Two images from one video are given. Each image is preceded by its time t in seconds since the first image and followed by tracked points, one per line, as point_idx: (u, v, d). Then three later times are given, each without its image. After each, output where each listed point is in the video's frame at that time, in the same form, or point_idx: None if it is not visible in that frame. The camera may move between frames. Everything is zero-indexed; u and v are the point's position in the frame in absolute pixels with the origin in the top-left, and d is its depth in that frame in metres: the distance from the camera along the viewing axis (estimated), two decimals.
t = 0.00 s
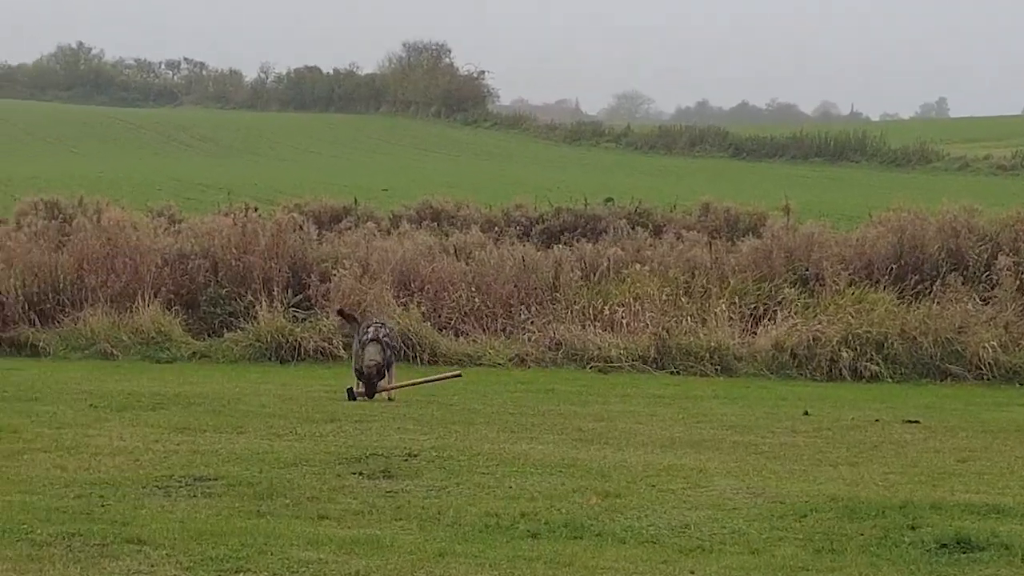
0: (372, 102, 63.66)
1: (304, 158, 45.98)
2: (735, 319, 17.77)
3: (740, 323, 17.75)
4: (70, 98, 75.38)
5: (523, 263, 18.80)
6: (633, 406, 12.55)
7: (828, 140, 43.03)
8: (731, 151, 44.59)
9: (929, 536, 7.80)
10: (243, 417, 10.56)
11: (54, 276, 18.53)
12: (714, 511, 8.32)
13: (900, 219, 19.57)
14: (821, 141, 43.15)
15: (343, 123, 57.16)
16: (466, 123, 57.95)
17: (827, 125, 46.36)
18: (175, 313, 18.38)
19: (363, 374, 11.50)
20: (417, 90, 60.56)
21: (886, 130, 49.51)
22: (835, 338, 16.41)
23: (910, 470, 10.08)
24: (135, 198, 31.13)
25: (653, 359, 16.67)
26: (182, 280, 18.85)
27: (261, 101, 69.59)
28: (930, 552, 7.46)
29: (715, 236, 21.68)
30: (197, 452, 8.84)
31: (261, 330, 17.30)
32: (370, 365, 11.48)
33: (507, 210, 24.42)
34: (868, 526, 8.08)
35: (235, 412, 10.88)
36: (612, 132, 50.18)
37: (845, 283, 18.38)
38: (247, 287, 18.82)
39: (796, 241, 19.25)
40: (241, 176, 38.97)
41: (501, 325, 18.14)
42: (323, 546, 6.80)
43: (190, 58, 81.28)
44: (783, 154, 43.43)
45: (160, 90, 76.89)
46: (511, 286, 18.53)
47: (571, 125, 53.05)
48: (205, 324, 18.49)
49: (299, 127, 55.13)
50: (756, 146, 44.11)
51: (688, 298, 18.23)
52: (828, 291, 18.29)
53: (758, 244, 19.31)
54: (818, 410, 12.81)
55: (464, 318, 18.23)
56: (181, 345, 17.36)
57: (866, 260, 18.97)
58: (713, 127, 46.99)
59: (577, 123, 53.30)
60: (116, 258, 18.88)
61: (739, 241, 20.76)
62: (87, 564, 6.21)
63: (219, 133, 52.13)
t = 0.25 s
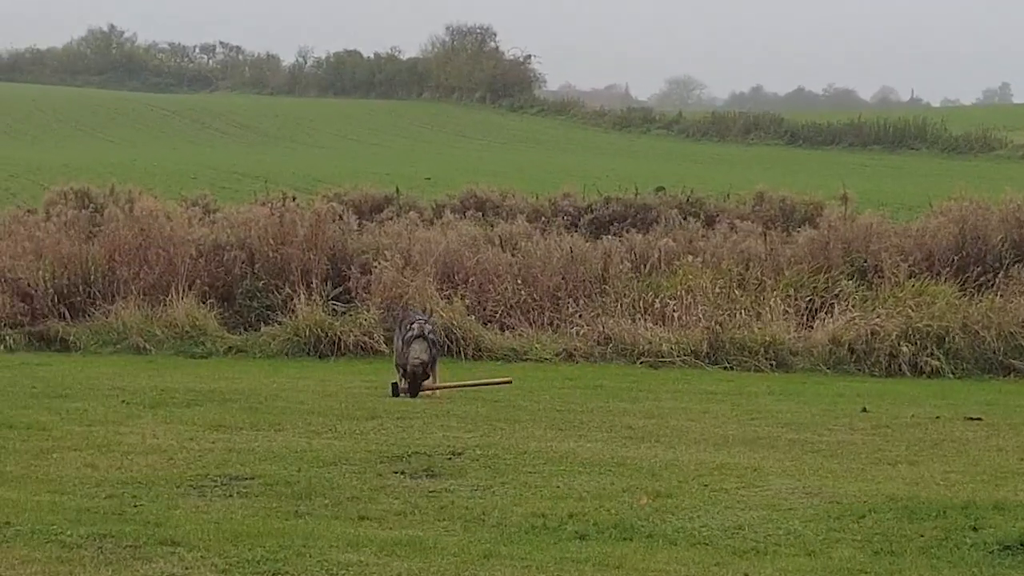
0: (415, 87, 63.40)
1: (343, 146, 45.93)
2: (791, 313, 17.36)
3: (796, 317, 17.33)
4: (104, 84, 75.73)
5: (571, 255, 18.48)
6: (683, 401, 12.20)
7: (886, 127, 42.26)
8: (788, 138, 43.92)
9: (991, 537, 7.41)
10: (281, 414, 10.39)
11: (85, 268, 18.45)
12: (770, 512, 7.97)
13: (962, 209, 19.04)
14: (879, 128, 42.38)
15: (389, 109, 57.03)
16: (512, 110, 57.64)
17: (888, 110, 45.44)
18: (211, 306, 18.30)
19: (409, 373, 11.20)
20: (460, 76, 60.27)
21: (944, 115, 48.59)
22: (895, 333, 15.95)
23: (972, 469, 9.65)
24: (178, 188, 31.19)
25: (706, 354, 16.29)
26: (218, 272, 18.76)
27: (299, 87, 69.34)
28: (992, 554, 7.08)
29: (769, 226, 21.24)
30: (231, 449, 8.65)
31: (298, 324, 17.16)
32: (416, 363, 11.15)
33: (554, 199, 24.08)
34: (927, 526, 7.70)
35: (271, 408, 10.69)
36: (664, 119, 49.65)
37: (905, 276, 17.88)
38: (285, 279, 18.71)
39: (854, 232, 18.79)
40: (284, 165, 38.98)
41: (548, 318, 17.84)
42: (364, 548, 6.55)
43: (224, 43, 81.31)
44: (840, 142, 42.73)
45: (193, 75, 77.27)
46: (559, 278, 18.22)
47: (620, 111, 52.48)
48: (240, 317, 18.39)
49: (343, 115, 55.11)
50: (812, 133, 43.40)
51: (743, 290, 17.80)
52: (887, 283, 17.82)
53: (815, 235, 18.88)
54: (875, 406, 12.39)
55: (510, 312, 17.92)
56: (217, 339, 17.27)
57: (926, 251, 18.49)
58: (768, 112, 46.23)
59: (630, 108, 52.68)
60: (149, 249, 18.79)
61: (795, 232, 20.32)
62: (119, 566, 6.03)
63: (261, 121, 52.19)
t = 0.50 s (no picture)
0: (413, 81, 63.47)
1: (341, 141, 45.82)
2: (794, 310, 17.25)
3: (799, 314, 17.22)
4: (100, 79, 75.65)
5: (571, 252, 18.39)
6: (685, 400, 12.09)
7: (890, 121, 42.13)
8: (790, 133, 43.86)
9: (997, 538, 7.32)
10: (277, 412, 10.30)
11: (78, 265, 18.38)
12: (772, 513, 7.88)
13: (967, 205, 18.93)
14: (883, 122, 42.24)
15: (388, 105, 56.98)
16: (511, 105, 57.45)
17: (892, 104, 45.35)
18: (205, 304, 18.23)
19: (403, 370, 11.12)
20: (459, 70, 60.19)
21: (948, 108, 48.42)
22: (898, 330, 15.84)
23: (977, 468, 9.54)
24: (177, 184, 31.12)
25: (707, 352, 16.19)
26: (213, 269, 18.70)
27: (296, 81, 69.36)
28: (999, 555, 7.00)
29: (772, 223, 21.14)
30: (225, 449, 8.56)
31: (294, 322, 17.08)
32: (410, 360, 11.06)
33: (554, 195, 23.99)
34: (932, 527, 7.60)
35: (266, 407, 10.60)
36: (666, 113, 49.56)
37: (909, 273, 17.78)
38: (281, 276, 18.66)
39: (857, 228, 18.67)
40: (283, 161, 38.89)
41: (548, 316, 17.74)
42: (361, 549, 6.46)
43: (221, 37, 81.26)
44: (845, 137, 42.60)
45: (188, 69, 77.26)
46: (559, 275, 18.12)
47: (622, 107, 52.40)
48: (236, 315, 18.32)
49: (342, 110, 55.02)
50: (816, 128, 43.27)
51: (745, 287, 17.71)
52: (891, 280, 17.71)
53: (818, 231, 18.76)
54: (880, 406, 12.30)
55: (509, 309, 17.87)
56: (211, 337, 17.20)
57: (931, 248, 18.37)
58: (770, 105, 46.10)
59: (630, 103, 52.58)
60: (143, 245, 18.73)
61: (797, 228, 20.21)
62: (113, 567, 5.95)
63: (261, 117, 52.10)
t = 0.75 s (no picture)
0: (375, 84, 63.91)
1: (307, 143, 45.74)
2: (754, 310, 17.43)
3: (759, 315, 17.40)
4: (63, 81, 75.00)
5: (532, 253, 18.55)
6: (646, 400, 12.22)
7: (848, 124, 42.48)
8: (749, 136, 44.17)
9: (955, 537, 7.47)
10: (240, 413, 10.33)
11: (43, 266, 18.32)
12: (732, 512, 7.99)
13: (926, 207, 19.23)
14: (841, 125, 42.59)
15: (350, 108, 56.91)
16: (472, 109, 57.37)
17: (850, 108, 45.78)
18: (169, 305, 18.18)
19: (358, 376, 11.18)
20: (421, 73, 60.23)
21: (906, 112, 49.00)
22: (857, 332, 16.05)
23: (935, 469, 9.71)
24: (141, 186, 30.99)
25: (668, 353, 16.31)
26: (176, 271, 18.66)
27: (259, 85, 68.97)
28: (957, 554, 7.14)
29: (732, 225, 21.34)
30: (187, 449, 8.58)
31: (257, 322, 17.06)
32: (363, 368, 11.08)
33: (514, 197, 24.11)
34: (891, 526, 7.74)
35: (229, 408, 10.62)
36: (626, 116, 49.82)
37: (868, 274, 18.01)
38: (245, 278, 18.64)
39: (816, 229, 18.90)
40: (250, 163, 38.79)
41: (510, 317, 17.79)
42: (323, 548, 6.51)
43: (185, 40, 80.95)
44: (804, 139, 42.92)
45: (151, 72, 76.84)
46: (520, 277, 18.22)
47: (583, 109, 52.55)
48: (199, 316, 18.26)
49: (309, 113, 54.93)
50: (775, 130, 43.61)
51: (705, 289, 17.89)
52: (849, 281, 17.93)
53: (777, 233, 18.97)
54: (839, 406, 12.48)
55: (470, 311, 17.90)
56: (174, 338, 17.15)
57: (889, 249, 18.61)
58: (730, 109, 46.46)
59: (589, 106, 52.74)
60: (107, 247, 18.68)
61: (757, 230, 20.42)
62: (78, 566, 5.98)
63: (226, 119, 51.89)
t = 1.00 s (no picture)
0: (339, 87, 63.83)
1: (273, 146, 45.61)
2: (714, 311, 17.64)
3: (719, 316, 17.61)
4: (26, 84, 74.37)
5: (493, 255, 18.64)
6: (608, 401, 12.35)
7: (806, 126, 42.77)
8: (709, 139, 44.50)
9: (913, 537, 7.60)
10: (203, 414, 10.35)
11: (7, 268, 18.27)
12: (691, 511, 8.11)
13: (884, 208, 19.48)
14: (799, 128, 42.87)
15: (315, 110, 56.82)
16: (435, 110, 57.54)
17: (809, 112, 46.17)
18: (133, 306, 18.14)
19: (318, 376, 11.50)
20: (382, 76, 60.27)
21: (867, 115, 49.47)
22: (817, 333, 16.26)
23: (894, 469, 9.86)
24: (106, 188, 30.84)
25: (628, 354, 16.54)
26: (139, 272, 18.59)
27: (222, 87, 69.09)
28: (915, 554, 7.27)
29: (692, 226, 21.52)
30: (150, 449, 8.60)
31: (221, 324, 17.05)
32: (323, 366, 11.44)
33: (476, 199, 24.23)
34: (850, 527, 7.85)
35: (192, 408, 10.65)
36: (587, 119, 50.10)
37: (826, 275, 18.23)
38: (208, 279, 18.61)
39: (776, 231, 19.12)
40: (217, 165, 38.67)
41: (471, 318, 17.97)
42: (286, 547, 6.57)
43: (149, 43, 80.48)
44: (761, 142, 43.18)
45: (116, 75, 76.43)
46: (481, 279, 18.34)
47: (543, 111, 52.80)
48: (163, 317, 18.25)
49: (276, 115, 54.84)
50: (734, 133, 43.90)
51: (665, 290, 18.10)
52: (808, 282, 18.17)
53: (737, 235, 19.17)
54: (798, 406, 12.67)
55: (432, 312, 18.08)
56: (139, 339, 17.13)
57: (848, 250, 18.82)
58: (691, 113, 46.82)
59: (548, 109, 53.02)
60: (71, 248, 18.62)
61: (717, 231, 20.62)
62: (42, 566, 6.01)
63: (192, 122, 51.65)
